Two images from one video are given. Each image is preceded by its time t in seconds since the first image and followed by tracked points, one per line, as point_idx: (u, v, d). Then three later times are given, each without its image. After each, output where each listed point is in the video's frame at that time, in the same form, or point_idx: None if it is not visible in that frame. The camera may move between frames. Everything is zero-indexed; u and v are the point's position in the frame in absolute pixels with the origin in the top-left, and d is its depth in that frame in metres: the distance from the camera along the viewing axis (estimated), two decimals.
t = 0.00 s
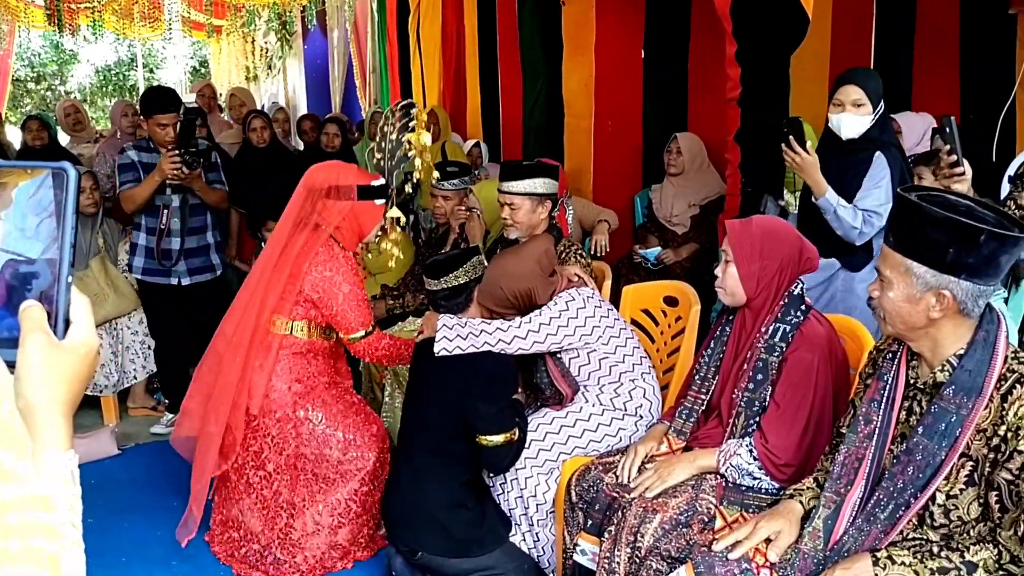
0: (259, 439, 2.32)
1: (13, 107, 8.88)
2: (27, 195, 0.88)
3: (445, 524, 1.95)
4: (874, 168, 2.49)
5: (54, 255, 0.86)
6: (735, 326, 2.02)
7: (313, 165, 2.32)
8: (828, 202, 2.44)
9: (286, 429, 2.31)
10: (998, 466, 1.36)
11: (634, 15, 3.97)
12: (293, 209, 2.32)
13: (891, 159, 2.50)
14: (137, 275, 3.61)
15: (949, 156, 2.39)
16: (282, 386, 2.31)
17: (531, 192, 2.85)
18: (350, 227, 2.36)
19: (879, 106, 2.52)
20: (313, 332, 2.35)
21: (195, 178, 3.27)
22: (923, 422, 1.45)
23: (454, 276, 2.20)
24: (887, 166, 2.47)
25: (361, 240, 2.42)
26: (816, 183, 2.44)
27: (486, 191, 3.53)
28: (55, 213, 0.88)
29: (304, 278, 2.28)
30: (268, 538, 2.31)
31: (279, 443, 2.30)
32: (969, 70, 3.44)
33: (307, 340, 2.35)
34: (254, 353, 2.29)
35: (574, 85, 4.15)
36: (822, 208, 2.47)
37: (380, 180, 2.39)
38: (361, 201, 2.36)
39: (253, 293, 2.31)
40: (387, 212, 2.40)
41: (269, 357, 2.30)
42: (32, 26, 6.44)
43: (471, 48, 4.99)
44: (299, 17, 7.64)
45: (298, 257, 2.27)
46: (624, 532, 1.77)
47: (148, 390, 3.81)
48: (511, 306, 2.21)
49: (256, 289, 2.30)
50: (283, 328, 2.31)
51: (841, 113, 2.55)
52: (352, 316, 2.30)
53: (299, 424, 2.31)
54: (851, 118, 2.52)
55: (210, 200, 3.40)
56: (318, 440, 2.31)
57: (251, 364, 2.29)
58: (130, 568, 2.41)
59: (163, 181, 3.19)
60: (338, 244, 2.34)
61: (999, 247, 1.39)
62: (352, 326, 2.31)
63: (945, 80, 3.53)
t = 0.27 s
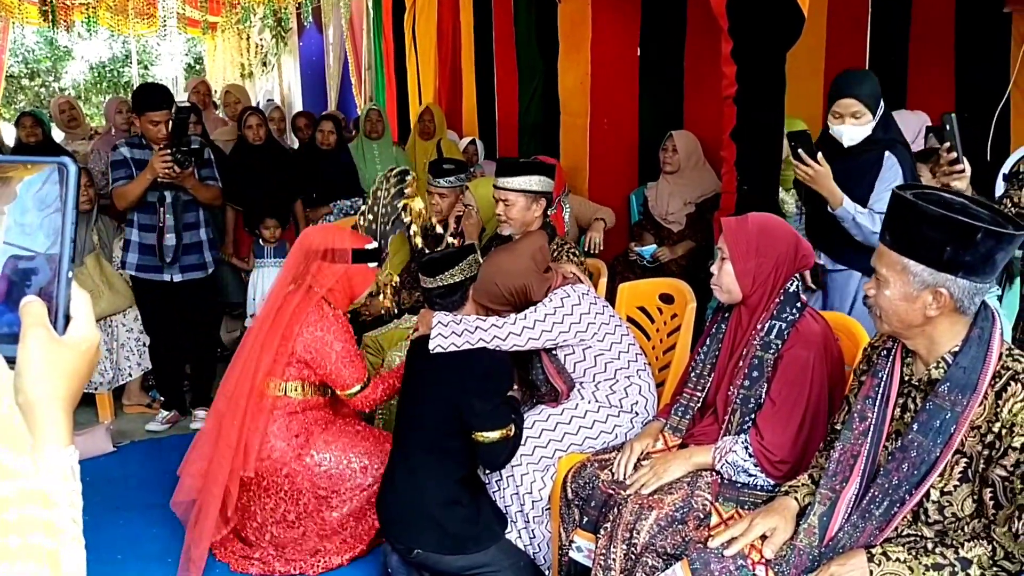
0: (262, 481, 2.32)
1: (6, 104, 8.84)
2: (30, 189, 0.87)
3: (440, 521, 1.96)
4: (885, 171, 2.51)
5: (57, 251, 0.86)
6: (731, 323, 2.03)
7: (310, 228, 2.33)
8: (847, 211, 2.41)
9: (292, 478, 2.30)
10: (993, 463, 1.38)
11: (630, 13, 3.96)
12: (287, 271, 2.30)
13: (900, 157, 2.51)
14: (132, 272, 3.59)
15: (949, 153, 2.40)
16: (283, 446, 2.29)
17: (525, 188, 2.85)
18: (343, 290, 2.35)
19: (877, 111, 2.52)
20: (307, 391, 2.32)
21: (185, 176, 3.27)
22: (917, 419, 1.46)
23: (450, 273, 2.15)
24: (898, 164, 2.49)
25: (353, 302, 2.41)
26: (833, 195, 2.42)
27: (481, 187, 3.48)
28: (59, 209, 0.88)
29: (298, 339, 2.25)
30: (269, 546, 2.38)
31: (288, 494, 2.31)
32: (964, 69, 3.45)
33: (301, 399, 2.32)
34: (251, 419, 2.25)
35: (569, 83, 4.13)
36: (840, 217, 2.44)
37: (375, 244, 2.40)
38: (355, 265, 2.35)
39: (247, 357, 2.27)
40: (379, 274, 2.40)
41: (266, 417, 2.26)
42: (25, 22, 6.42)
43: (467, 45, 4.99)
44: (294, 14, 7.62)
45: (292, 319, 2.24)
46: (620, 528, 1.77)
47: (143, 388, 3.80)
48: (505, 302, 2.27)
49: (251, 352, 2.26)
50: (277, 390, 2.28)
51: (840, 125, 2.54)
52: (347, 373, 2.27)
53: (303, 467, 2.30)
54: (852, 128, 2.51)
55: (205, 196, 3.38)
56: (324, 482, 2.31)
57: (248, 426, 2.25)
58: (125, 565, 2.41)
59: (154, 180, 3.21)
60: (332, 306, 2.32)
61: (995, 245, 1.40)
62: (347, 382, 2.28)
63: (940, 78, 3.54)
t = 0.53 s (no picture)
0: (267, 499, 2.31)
1: (5, 103, 8.82)
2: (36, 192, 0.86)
3: (439, 520, 1.96)
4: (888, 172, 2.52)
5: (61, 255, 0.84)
6: (731, 322, 2.03)
7: (316, 256, 2.33)
8: (861, 219, 2.46)
9: (299, 497, 2.31)
10: (992, 461, 1.38)
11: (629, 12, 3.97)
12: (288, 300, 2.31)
13: (899, 155, 2.52)
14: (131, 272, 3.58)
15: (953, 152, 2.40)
16: (287, 468, 2.30)
17: (521, 186, 2.86)
18: (345, 318, 2.34)
19: (859, 124, 2.52)
20: (306, 413, 2.33)
21: (184, 178, 3.25)
22: (917, 418, 1.46)
23: (450, 273, 2.17)
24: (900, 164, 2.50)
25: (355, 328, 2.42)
26: (843, 206, 2.45)
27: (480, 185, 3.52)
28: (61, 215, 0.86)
29: (296, 365, 2.25)
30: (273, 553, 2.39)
31: (297, 514, 2.33)
32: (963, 68, 3.46)
33: (301, 421, 2.33)
34: (253, 447, 2.27)
35: (568, 82, 4.19)
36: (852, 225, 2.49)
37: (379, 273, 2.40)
38: (358, 294, 2.36)
39: (247, 384, 2.29)
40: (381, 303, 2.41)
41: (267, 441, 2.28)
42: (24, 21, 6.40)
43: (467, 44, 4.99)
44: (294, 13, 7.62)
45: (291, 346, 2.24)
46: (620, 528, 1.77)
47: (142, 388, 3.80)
48: (506, 300, 2.24)
49: (250, 380, 2.27)
50: (277, 414, 2.29)
51: (823, 145, 2.56)
52: (347, 396, 2.27)
53: (308, 485, 2.30)
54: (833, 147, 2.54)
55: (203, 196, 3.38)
56: (330, 498, 2.32)
57: (251, 452, 2.28)
58: (126, 565, 2.41)
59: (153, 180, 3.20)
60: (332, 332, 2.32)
61: (995, 244, 1.41)
62: (348, 404, 2.28)
63: (939, 77, 3.54)
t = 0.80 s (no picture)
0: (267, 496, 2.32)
1: (3, 103, 8.81)
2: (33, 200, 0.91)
3: (438, 521, 1.96)
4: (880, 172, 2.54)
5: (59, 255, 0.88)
6: (730, 321, 2.03)
7: (327, 261, 2.42)
8: (857, 222, 2.47)
9: (299, 497, 2.31)
10: (990, 460, 1.38)
11: (628, 12, 3.98)
12: (300, 301, 2.36)
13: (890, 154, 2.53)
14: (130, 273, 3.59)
15: (955, 151, 2.40)
16: (288, 467, 2.30)
17: (514, 187, 2.86)
18: (353, 321, 2.37)
19: (841, 132, 2.54)
20: (309, 413, 2.35)
21: (183, 179, 3.24)
22: (914, 417, 1.46)
23: (449, 271, 2.17)
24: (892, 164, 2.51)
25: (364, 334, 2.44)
26: (839, 212, 2.46)
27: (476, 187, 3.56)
28: (59, 216, 0.91)
29: (300, 362, 2.26)
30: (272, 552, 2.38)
31: (297, 512, 2.32)
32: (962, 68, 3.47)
33: (302, 420, 2.34)
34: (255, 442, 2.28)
35: (567, 82, 4.18)
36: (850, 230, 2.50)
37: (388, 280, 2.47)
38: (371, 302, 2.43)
39: (252, 381, 2.30)
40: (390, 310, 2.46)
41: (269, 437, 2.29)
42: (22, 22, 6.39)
43: (466, 44, 4.99)
44: (293, 13, 7.62)
45: (297, 343, 2.26)
46: (618, 527, 1.78)
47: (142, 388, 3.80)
48: (509, 292, 2.30)
49: (255, 375, 2.28)
50: (279, 413, 2.30)
51: (810, 154, 2.58)
52: (347, 396, 2.26)
53: (309, 483, 2.30)
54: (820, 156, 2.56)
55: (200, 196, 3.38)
56: (330, 499, 2.32)
57: (253, 448, 2.29)
58: (126, 565, 2.41)
59: (150, 182, 3.20)
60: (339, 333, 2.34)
61: (995, 242, 1.41)
62: (347, 405, 2.27)
63: (938, 77, 3.54)
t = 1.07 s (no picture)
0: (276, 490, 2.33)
1: (3, 104, 8.81)
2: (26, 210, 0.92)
3: (437, 521, 1.96)
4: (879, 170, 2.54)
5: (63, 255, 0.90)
6: (730, 321, 2.03)
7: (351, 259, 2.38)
8: (855, 219, 2.48)
9: (309, 491, 2.33)
10: (990, 459, 1.38)
11: (628, 12, 3.98)
12: (322, 294, 2.33)
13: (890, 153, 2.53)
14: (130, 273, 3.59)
15: (955, 150, 2.40)
16: (300, 461, 2.32)
17: (509, 192, 2.84)
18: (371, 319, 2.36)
19: (840, 130, 2.53)
20: (321, 408, 2.33)
21: (181, 177, 3.24)
22: (914, 416, 1.46)
23: (451, 267, 2.14)
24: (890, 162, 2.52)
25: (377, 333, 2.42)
26: (838, 209, 2.46)
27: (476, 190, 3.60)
28: (59, 218, 0.92)
29: (314, 356, 2.24)
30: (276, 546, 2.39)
31: (305, 507, 2.35)
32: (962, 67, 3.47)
33: (315, 416, 2.33)
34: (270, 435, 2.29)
35: (568, 82, 4.19)
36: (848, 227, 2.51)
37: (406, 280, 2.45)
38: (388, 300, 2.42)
39: (267, 374, 2.29)
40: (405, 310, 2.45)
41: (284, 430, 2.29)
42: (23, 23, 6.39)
43: (466, 44, 5.00)
44: (293, 13, 7.63)
45: (313, 337, 2.24)
46: (618, 527, 1.78)
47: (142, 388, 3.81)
48: (516, 280, 2.31)
49: (271, 369, 2.27)
50: (294, 407, 2.30)
51: (809, 153, 2.58)
52: (358, 391, 2.24)
53: (319, 478, 2.33)
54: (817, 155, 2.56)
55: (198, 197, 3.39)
56: (339, 496, 2.35)
57: (267, 441, 2.29)
58: (126, 565, 2.41)
59: (149, 182, 3.20)
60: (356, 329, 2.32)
61: (996, 241, 1.41)
62: (357, 400, 2.24)
63: (938, 76, 3.54)
